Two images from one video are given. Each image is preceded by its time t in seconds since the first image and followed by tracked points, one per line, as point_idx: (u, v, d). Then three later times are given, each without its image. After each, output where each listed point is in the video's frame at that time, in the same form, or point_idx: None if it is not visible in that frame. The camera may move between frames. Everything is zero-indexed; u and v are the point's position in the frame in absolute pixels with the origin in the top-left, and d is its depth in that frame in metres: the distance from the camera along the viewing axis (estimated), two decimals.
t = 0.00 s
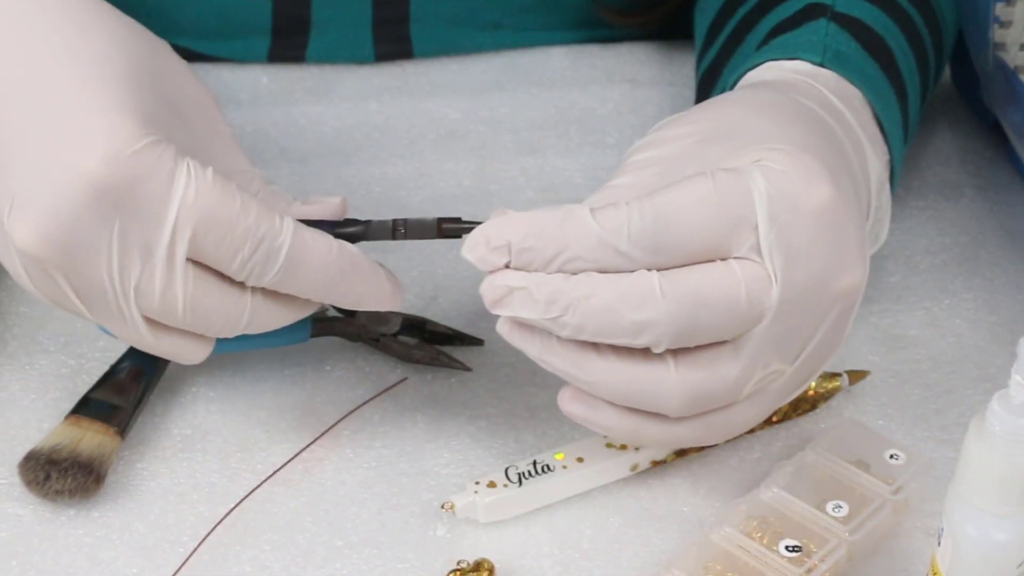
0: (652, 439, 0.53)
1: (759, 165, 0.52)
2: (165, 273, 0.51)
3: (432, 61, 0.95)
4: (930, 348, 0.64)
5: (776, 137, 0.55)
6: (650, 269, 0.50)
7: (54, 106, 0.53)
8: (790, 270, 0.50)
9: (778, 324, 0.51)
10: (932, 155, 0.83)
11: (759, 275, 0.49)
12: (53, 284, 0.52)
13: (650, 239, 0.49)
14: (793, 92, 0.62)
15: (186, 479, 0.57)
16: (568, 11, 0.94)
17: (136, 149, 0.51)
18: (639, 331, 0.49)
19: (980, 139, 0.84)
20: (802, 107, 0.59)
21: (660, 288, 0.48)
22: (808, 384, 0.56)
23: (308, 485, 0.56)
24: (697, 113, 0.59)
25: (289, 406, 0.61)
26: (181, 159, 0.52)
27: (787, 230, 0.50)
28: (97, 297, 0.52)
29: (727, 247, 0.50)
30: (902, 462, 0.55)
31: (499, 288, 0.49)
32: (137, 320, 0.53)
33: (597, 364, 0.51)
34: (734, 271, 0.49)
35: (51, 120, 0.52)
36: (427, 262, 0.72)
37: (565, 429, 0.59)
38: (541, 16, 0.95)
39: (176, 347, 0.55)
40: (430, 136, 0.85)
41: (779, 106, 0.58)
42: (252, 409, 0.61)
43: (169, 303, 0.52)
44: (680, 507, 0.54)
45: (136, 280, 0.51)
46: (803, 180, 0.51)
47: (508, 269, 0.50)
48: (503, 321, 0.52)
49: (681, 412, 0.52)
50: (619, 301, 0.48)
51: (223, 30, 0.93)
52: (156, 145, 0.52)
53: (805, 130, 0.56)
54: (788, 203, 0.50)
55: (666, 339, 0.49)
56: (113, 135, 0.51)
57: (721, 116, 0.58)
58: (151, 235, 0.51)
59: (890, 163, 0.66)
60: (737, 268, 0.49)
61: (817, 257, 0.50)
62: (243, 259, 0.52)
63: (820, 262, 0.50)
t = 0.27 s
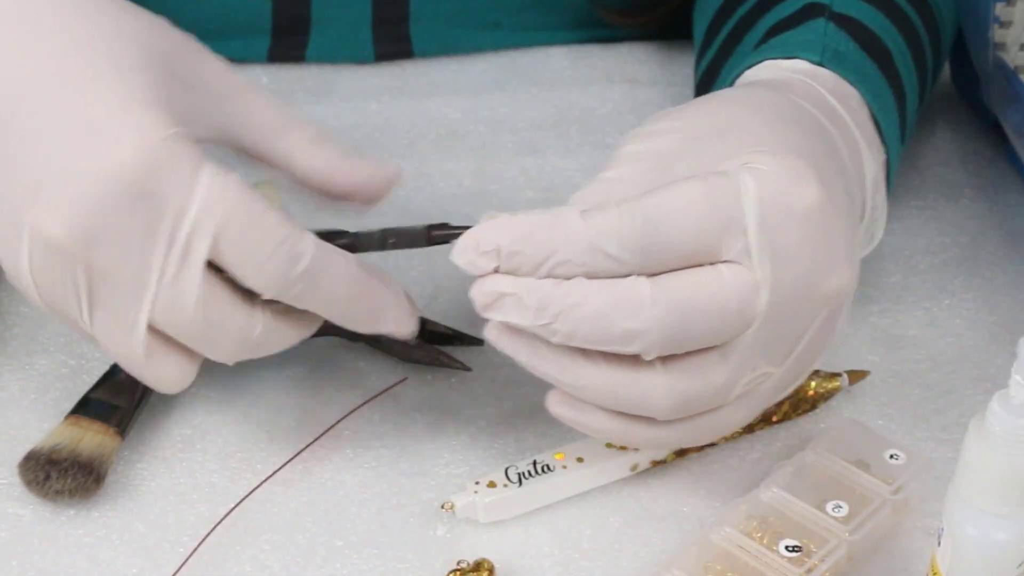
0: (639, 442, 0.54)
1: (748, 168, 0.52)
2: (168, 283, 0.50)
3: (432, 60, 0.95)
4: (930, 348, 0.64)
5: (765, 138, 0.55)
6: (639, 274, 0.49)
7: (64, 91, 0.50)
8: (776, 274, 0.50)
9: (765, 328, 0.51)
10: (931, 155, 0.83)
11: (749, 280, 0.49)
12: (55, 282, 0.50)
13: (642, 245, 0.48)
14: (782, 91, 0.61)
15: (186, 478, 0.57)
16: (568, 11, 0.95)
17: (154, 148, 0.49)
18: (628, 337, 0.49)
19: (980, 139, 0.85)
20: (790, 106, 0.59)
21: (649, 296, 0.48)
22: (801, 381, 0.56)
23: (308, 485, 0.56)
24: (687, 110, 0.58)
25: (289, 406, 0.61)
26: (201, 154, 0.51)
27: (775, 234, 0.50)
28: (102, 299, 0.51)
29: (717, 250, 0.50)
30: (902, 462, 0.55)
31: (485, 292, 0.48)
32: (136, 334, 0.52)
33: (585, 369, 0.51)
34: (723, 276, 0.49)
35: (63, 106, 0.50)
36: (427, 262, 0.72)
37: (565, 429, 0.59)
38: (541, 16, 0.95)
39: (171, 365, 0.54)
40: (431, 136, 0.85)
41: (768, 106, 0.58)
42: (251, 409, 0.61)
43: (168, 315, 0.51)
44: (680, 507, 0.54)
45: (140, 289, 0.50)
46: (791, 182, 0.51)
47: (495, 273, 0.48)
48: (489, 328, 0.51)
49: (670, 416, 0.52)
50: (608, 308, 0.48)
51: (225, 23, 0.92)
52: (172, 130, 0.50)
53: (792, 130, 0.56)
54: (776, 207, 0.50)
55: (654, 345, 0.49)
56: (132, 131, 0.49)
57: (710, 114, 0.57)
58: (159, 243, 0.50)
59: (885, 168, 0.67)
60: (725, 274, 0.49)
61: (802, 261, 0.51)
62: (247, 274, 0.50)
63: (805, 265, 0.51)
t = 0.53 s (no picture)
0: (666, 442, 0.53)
1: (783, 169, 0.52)
2: (153, 222, 0.47)
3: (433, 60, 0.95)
4: (930, 348, 0.64)
5: (793, 138, 0.55)
6: (688, 280, 0.49)
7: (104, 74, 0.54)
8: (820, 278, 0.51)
9: (800, 329, 0.52)
10: (932, 155, 0.83)
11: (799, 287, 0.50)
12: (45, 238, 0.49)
13: (702, 248, 0.48)
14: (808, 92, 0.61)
15: (186, 478, 0.57)
16: (567, 12, 0.95)
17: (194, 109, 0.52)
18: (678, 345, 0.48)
19: (980, 139, 0.85)
20: (814, 108, 0.59)
21: (707, 307, 0.48)
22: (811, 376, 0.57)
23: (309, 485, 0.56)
24: (711, 103, 0.58)
25: (289, 406, 0.61)
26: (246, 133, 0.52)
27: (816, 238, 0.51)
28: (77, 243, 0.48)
29: (769, 254, 0.50)
30: (902, 462, 0.55)
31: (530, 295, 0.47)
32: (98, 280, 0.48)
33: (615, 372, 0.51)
34: (774, 282, 0.50)
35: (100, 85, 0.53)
36: (427, 262, 0.72)
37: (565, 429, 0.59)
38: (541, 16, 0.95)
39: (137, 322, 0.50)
40: (431, 136, 0.85)
41: (795, 105, 0.58)
42: (252, 409, 0.61)
43: (148, 257, 0.47)
44: (680, 508, 0.54)
45: (128, 228, 0.48)
46: (828, 184, 0.52)
47: (544, 271, 0.48)
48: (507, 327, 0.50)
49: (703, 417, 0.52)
50: (661, 320, 0.47)
51: (227, 30, 0.93)
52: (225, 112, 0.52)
53: (818, 131, 0.57)
54: (823, 211, 0.51)
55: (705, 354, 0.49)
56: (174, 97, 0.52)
57: (738, 110, 0.57)
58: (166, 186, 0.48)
59: (886, 171, 0.67)
60: (777, 281, 0.50)
61: (828, 264, 0.52)
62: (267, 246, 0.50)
63: (836, 269, 0.52)
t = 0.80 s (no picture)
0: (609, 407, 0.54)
1: (742, 153, 0.53)
2: (212, 154, 0.48)
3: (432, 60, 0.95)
4: (930, 348, 0.64)
5: (759, 124, 0.55)
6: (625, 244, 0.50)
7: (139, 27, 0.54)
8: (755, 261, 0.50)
9: (731, 313, 0.51)
10: (932, 155, 0.83)
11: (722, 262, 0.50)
12: (90, 162, 0.48)
13: (632, 212, 0.49)
14: (804, 81, 0.62)
15: (186, 479, 0.57)
16: (567, 12, 0.95)
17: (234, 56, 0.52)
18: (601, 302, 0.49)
19: (980, 139, 0.85)
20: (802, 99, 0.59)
21: (627, 264, 0.49)
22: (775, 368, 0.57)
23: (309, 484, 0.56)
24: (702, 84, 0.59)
25: (288, 406, 0.61)
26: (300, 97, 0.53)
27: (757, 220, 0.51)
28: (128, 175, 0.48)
29: (703, 227, 0.50)
30: (902, 462, 0.55)
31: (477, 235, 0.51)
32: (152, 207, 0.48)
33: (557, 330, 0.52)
34: (703, 257, 0.50)
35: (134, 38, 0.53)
36: (427, 262, 0.72)
37: (565, 429, 0.59)
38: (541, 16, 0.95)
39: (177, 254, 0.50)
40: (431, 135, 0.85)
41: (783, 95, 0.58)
42: (251, 409, 0.61)
43: (204, 188, 0.48)
44: (679, 507, 0.54)
45: (182, 159, 0.48)
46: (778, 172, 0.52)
47: (492, 217, 0.51)
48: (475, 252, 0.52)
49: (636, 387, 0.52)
50: (585, 275, 0.49)
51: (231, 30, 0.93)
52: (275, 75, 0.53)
53: (799, 121, 0.56)
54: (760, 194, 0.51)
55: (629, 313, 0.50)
56: (216, 46, 0.53)
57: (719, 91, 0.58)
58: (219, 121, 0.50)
59: (886, 168, 0.67)
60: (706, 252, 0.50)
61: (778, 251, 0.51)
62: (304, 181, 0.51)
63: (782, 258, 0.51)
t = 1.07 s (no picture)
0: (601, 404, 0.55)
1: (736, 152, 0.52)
2: (210, 147, 0.48)
3: (432, 60, 0.95)
4: (930, 348, 0.64)
5: (762, 122, 0.55)
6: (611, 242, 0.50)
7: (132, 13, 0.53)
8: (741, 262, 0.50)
9: (717, 311, 0.51)
10: (932, 155, 0.83)
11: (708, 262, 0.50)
12: (85, 159, 0.48)
13: (619, 211, 0.49)
14: (805, 77, 0.61)
15: (186, 479, 0.57)
16: (567, 12, 0.95)
17: (232, 49, 0.52)
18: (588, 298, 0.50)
19: (980, 139, 0.84)
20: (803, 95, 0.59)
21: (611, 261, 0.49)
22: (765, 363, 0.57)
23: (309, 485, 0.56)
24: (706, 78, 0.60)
25: (288, 406, 0.61)
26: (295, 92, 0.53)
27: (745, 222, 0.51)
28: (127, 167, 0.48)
29: (691, 228, 0.50)
30: (902, 462, 0.55)
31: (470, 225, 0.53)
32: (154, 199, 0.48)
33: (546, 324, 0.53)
34: (689, 256, 0.50)
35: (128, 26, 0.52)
36: (427, 262, 0.72)
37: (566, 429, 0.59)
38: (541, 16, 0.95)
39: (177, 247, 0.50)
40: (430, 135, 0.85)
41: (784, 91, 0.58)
42: (251, 409, 0.61)
43: (201, 182, 0.48)
44: (679, 507, 0.54)
45: (178, 154, 0.48)
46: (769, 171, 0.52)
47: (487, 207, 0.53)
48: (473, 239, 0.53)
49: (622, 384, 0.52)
50: (569, 270, 0.49)
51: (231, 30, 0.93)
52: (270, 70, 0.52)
53: (800, 121, 0.56)
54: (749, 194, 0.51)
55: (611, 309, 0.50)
56: (212, 38, 0.52)
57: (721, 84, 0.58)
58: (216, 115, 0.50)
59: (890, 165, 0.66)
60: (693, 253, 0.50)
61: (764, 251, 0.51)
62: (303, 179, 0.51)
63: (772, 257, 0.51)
